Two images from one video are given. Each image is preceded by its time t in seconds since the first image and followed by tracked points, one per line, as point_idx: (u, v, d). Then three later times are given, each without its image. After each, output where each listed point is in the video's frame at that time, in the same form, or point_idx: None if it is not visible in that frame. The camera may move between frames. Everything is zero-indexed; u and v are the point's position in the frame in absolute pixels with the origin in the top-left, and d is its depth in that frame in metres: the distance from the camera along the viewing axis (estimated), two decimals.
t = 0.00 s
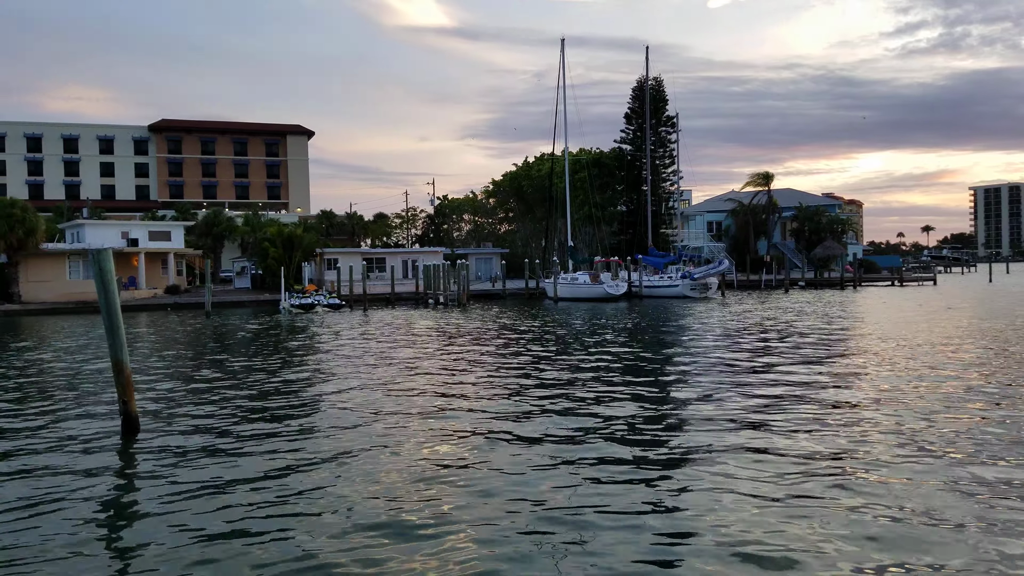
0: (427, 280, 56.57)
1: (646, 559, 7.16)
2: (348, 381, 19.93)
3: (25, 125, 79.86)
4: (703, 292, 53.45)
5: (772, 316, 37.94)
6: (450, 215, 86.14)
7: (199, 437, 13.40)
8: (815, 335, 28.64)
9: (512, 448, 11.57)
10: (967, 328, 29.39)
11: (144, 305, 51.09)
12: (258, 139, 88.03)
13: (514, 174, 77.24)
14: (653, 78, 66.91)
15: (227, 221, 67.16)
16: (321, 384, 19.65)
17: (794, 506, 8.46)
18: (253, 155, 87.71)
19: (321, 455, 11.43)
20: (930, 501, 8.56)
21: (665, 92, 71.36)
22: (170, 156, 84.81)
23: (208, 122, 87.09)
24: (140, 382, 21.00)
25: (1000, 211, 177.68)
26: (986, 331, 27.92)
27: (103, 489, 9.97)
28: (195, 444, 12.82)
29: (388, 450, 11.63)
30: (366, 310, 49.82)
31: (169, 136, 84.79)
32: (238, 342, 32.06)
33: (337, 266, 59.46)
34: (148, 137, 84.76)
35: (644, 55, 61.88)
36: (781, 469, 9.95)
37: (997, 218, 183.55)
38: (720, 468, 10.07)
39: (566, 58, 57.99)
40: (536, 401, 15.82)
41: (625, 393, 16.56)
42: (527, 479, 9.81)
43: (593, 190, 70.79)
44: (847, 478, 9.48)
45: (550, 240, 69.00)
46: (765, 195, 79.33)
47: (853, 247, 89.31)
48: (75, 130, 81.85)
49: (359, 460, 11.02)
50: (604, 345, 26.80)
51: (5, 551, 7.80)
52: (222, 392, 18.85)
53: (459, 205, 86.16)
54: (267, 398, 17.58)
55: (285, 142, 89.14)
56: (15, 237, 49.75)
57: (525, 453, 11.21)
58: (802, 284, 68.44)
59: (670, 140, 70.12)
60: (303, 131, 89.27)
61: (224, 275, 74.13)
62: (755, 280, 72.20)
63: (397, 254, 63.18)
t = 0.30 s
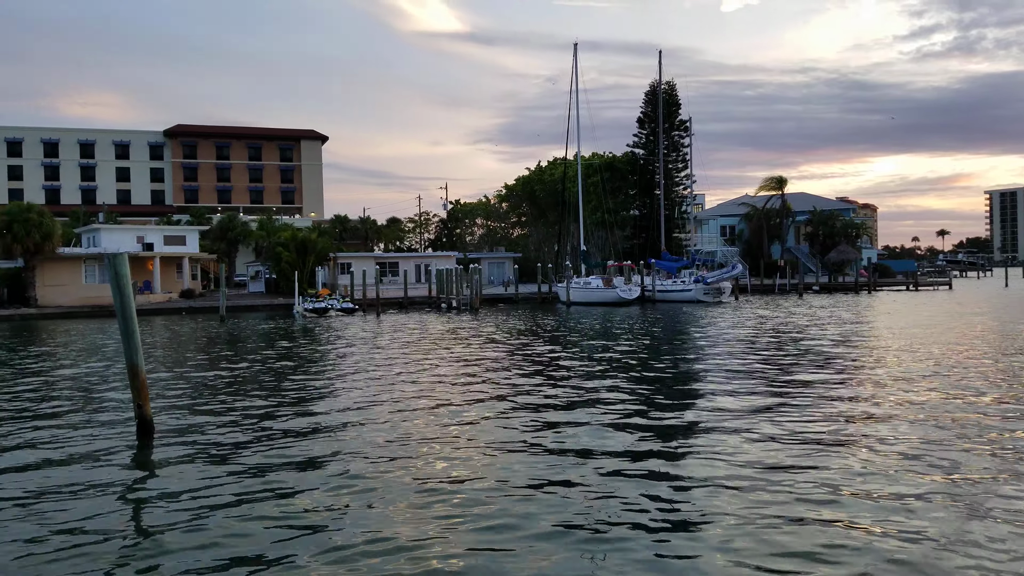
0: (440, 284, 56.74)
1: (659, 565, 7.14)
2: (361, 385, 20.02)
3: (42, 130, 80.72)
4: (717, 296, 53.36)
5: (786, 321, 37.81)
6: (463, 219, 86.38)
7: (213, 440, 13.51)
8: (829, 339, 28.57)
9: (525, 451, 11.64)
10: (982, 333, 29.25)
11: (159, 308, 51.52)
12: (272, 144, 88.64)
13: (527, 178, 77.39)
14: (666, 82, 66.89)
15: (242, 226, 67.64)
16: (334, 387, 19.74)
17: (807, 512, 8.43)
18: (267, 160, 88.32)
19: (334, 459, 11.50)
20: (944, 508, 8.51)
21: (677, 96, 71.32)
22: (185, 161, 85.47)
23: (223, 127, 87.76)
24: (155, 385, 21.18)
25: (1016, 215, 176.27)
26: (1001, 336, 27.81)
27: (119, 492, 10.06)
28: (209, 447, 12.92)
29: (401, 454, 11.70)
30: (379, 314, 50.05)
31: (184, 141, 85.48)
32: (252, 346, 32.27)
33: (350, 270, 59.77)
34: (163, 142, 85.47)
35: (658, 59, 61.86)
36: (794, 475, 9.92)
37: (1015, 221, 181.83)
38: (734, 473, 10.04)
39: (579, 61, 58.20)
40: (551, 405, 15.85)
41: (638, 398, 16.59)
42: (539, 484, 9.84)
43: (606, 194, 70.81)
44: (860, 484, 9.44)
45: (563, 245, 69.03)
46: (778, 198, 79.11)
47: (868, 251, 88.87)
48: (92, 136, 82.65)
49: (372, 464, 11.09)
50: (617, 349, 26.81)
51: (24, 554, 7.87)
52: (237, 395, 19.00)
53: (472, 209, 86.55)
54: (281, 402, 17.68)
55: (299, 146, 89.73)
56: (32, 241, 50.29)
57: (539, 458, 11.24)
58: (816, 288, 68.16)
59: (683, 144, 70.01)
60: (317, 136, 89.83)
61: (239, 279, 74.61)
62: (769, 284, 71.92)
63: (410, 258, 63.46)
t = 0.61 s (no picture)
0: (457, 289, 56.93)
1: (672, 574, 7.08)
2: (378, 389, 20.18)
3: (63, 138, 81.77)
4: (734, 299, 53.17)
5: (805, 325, 37.63)
6: (480, 224, 86.64)
7: (235, 445, 13.67)
8: (848, 343, 28.46)
9: (544, 455, 11.72)
10: (1003, 336, 29.01)
11: (179, 314, 52.05)
12: (290, 150, 89.36)
13: (543, 182, 77.50)
14: (683, 85, 66.75)
15: (261, 232, 68.25)
16: (352, 392, 19.93)
17: (822, 518, 8.39)
18: (285, 166, 89.04)
19: (351, 463, 11.64)
20: (963, 516, 8.39)
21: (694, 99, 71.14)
22: (204, 168, 86.31)
23: (241, 134, 88.53)
24: (176, 390, 21.44)
25: None
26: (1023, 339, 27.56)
27: (139, 496, 10.19)
28: (231, 451, 13.08)
29: (421, 458, 11.81)
30: (396, 319, 50.30)
31: (203, 148, 86.33)
32: (270, 351, 32.54)
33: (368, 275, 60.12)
34: (183, 148, 86.36)
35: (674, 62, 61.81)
36: (810, 481, 9.83)
37: None
38: (750, 478, 10.06)
39: (595, 65, 58.32)
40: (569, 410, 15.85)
41: (659, 401, 16.62)
42: (554, 489, 9.83)
43: (622, 197, 70.79)
44: (877, 491, 9.34)
45: (579, 249, 69.06)
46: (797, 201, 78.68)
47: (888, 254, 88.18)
48: (112, 143, 83.63)
49: (389, 469, 11.15)
50: (634, 353, 26.82)
51: (45, 557, 8.00)
52: (256, 400, 19.18)
53: (488, 214, 86.84)
54: (301, 406, 17.88)
55: (316, 153, 90.41)
56: (54, 248, 51.01)
57: (553, 463, 11.23)
58: (835, 291, 67.70)
59: (700, 147, 69.77)
60: (334, 142, 90.47)
61: (257, 285, 75.24)
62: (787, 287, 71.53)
63: (427, 263, 63.75)
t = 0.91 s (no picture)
0: (465, 287, 57.04)
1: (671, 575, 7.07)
2: (386, 387, 20.34)
3: (75, 138, 82.33)
4: (744, 298, 53.08)
5: (814, 323, 37.54)
6: (488, 222, 86.67)
7: (244, 442, 13.84)
8: (857, 341, 28.41)
9: (551, 453, 11.81)
10: (1014, 334, 28.88)
11: (189, 312, 52.35)
12: (299, 149, 89.69)
13: (551, 181, 77.56)
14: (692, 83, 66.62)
15: (270, 230, 68.57)
16: (360, 390, 20.09)
17: (827, 517, 8.44)
18: (295, 165, 89.38)
19: (358, 460, 11.76)
20: (963, 517, 8.36)
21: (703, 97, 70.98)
22: (214, 167, 86.72)
23: (251, 133, 88.90)
24: (187, 388, 21.65)
25: None
26: None
27: (148, 494, 10.30)
28: (239, 448, 13.26)
29: (428, 456, 11.92)
30: (405, 318, 50.42)
31: (213, 147, 86.71)
32: (279, 349, 32.75)
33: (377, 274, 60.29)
34: (192, 148, 86.79)
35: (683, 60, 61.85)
36: (811, 482, 9.80)
37: None
38: (756, 476, 10.11)
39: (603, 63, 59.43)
40: (575, 408, 15.92)
41: (666, 400, 16.69)
42: (559, 489, 9.86)
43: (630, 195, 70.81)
44: (881, 492, 9.29)
45: (588, 248, 69.06)
46: (807, 199, 78.44)
47: (898, 252, 87.79)
48: (123, 142, 84.15)
49: (395, 467, 11.23)
50: (642, 352, 26.85)
51: (55, 553, 8.12)
52: (265, 398, 19.30)
53: (497, 212, 86.98)
54: (310, 404, 18.05)
55: (325, 151, 90.71)
56: (65, 246, 51.41)
57: (559, 462, 11.26)
58: (845, 290, 67.45)
59: (709, 146, 69.62)
60: (343, 140, 90.76)
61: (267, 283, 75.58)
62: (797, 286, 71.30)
63: (435, 262, 63.90)
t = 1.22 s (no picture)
0: (477, 285, 57.19)
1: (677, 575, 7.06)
2: (399, 385, 20.46)
3: (91, 138, 83.10)
4: (758, 295, 52.93)
5: (827, 321, 37.42)
6: (501, 221, 86.73)
7: (259, 439, 13.93)
8: (873, 339, 28.29)
9: (566, 452, 11.86)
10: None
11: (204, 311, 52.73)
12: (313, 148, 90.15)
13: (563, 179, 77.58)
14: (705, 79, 66.43)
15: (284, 229, 68.97)
16: (372, 388, 20.23)
17: (839, 516, 8.43)
18: (308, 164, 89.84)
19: (372, 459, 11.80)
20: (983, 517, 8.30)
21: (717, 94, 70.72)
22: (229, 166, 87.28)
23: (265, 132, 89.40)
24: (201, 386, 21.85)
25: None
26: None
27: (165, 492, 10.37)
28: (255, 446, 13.38)
29: (442, 454, 11.97)
30: (418, 316, 50.61)
31: (228, 146, 87.26)
32: (294, 347, 32.97)
33: (390, 272, 60.57)
34: (207, 147, 87.38)
35: (697, 56, 61.75)
36: (828, 482, 9.75)
37: None
38: (767, 474, 10.14)
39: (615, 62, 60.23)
40: (589, 406, 15.95)
41: (680, 397, 16.72)
42: (569, 487, 9.88)
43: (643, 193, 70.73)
44: (899, 492, 9.22)
45: (601, 246, 69.08)
46: (821, 196, 78.01)
47: (914, 250, 87.17)
48: (138, 142, 84.84)
49: (409, 465, 11.28)
50: (654, 350, 26.86)
51: (69, 550, 8.21)
52: (280, 396, 19.44)
53: (509, 210, 87.10)
54: (324, 402, 18.15)
55: (338, 150, 91.12)
56: (82, 246, 51.95)
57: (574, 460, 11.27)
58: (860, 287, 67.05)
59: (722, 142, 69.34)
60: (356, 139, 91.11)
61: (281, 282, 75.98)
62: (811, 284, 70.95)
63: (448, 260, 64.07)
